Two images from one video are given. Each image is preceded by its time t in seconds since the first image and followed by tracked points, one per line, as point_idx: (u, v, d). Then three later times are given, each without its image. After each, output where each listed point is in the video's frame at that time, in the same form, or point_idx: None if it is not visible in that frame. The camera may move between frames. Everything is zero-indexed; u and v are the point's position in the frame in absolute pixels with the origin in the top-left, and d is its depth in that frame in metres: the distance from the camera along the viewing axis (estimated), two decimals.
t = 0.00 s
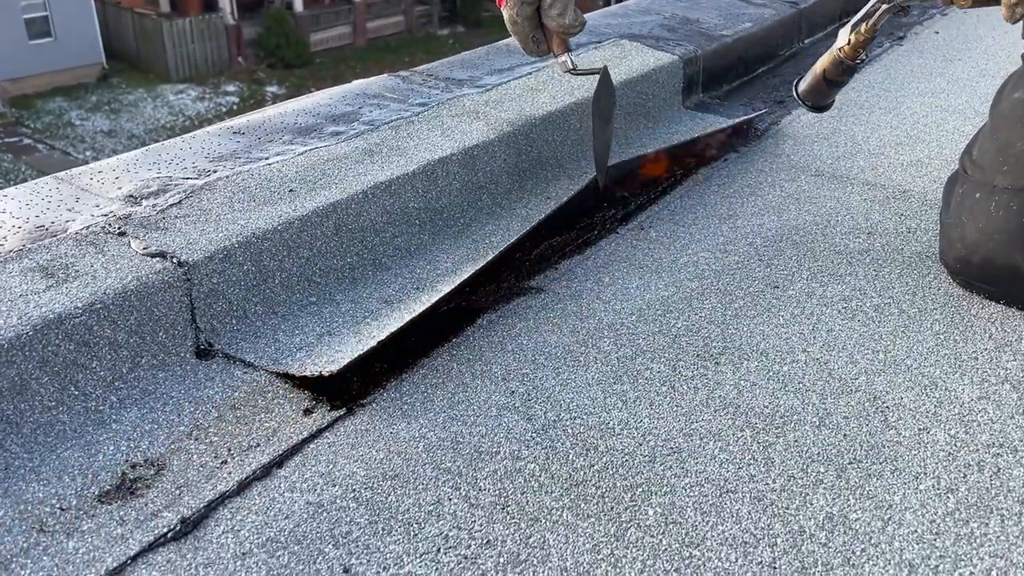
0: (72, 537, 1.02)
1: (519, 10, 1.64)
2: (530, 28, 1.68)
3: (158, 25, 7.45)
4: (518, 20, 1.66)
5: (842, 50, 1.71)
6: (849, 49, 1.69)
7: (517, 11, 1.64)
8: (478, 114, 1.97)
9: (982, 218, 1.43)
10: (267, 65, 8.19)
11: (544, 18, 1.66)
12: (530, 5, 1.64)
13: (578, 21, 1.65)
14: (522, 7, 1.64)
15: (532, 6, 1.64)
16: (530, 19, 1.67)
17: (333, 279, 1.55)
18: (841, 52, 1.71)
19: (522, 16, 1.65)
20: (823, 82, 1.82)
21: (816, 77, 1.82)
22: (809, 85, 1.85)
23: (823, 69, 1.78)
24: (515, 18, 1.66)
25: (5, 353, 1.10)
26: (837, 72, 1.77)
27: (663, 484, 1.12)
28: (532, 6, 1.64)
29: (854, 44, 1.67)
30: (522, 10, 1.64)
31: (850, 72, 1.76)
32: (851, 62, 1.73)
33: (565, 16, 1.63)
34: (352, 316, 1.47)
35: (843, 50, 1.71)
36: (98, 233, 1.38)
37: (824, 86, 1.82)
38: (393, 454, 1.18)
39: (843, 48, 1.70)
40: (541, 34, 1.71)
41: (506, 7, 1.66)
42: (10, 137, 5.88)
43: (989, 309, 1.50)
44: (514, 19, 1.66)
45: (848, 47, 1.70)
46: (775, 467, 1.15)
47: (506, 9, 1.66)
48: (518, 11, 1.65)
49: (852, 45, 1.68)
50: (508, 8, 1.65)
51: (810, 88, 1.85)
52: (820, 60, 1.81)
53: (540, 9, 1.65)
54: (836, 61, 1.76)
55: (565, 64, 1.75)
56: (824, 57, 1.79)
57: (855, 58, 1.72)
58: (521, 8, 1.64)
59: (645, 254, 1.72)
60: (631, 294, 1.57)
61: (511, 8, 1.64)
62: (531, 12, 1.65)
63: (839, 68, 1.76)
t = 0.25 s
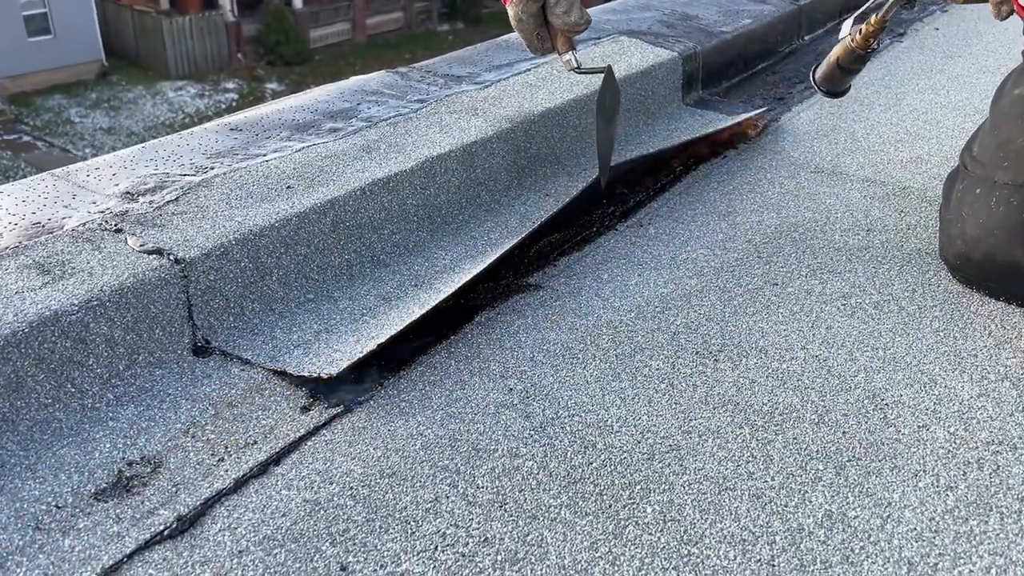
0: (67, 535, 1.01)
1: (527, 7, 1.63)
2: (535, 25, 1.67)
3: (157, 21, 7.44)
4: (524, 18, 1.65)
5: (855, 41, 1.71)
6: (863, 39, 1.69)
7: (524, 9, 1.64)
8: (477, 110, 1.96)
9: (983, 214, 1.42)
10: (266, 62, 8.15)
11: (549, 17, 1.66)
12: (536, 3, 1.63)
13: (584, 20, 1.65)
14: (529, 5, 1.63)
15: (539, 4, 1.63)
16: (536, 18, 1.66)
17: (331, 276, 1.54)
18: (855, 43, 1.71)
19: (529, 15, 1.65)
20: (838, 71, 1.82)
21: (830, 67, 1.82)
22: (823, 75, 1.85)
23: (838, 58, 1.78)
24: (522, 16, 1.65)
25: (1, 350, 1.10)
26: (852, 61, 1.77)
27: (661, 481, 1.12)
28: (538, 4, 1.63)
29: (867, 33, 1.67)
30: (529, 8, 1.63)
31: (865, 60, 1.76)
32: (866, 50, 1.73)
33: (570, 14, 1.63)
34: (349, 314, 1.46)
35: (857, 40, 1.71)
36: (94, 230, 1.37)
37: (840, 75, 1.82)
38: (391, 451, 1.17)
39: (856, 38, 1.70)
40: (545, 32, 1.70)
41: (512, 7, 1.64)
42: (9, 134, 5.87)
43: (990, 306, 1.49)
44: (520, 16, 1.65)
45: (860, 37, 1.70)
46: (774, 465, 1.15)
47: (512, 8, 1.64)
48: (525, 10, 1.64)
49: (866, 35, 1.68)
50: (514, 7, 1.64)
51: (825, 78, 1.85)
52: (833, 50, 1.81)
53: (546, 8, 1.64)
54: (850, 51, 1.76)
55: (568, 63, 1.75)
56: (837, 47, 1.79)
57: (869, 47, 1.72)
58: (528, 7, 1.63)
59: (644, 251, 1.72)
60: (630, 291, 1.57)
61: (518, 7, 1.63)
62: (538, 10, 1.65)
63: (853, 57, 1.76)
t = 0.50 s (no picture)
0: (66, 532, 1.01)
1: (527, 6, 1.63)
2: (535, 23, 1.67)
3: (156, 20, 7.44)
4: (525, 17, 1.65)
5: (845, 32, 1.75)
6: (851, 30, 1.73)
7: (525, 8, 1.63)
8: (476, 108, 1.96)
9: (982, 211, 1.42)
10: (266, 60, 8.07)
11: (549, 15, 1.65)
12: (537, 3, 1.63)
13: (584, 18, 1.65)
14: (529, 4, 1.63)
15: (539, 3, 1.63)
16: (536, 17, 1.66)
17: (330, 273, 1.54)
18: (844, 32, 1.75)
19: (529, 14, 1.64)
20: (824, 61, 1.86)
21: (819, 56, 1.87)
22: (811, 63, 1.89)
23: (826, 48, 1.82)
24: (522, 15, 1.65)
25: None
26: (839, 52, 1.81)
27: (660, 478, 1.12)
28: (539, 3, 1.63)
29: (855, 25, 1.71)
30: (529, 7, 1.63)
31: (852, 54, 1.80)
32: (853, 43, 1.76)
33: (570, 12, 1.63)
34: (349, 311, 1.46)
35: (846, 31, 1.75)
36: (93, 227, 1.37)
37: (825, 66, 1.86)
38: (390, 449, 1.17)
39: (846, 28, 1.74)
40: (545, 29, 1.69)
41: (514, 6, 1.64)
42: (8, 132, 5.86)
43: (989, 303, 1.49)
44: (520, 15, 1.64)
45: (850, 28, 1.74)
46: (773, 462, 1.15)
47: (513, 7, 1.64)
48: (525, 9, 1.63)
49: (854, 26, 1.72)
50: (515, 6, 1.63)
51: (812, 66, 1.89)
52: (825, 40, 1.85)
53: (546, 6, 1.64)
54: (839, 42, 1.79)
55: (569, 60, 1.75)
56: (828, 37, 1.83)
57: (857, 40, 1.76)
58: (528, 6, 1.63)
59: (644, 248, 1.71)
60: (629, 289, 1.57)
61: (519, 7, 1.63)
62: (538, 9, 1.64)
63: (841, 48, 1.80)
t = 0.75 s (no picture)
0: (65, 529, 1.01)
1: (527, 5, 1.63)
2: (535, 23, 1.67)
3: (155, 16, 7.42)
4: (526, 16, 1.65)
5: (845, 37, 1.69)
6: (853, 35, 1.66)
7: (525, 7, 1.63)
8: (476, 104, 1.95)
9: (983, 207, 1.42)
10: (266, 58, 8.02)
11: (549, 15, 1.65)
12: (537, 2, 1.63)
13: (584, 17, 1.64)
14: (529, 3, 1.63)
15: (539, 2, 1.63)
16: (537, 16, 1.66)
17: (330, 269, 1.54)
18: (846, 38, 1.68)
19: (530, 13, 1.64)
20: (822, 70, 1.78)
21: (814, 64, 1.79)
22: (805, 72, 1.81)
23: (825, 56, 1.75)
24: (523, 14, 1.65)
25: None
26: (839, 60, 1.74)
27: (660, 475, 1.12)
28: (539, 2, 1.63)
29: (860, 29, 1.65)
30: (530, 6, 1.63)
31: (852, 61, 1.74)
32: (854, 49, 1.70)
33: (570, 10, 1.62)
34: (348, 308, 1.46)
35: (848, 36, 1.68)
36: (92, 224, 1.37)
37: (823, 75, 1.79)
38: (390, 445, 1.17)
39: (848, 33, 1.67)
40: (547, 30, 1.69)
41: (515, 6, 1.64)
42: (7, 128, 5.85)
43: (989, 299, 1.49)
44: (521, 14, 1.65)
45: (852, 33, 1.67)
46: (773, 458, 1.15)
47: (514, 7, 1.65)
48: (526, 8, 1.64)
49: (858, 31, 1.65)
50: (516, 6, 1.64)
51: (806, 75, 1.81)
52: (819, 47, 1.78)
53: (546, 6, 1.64)
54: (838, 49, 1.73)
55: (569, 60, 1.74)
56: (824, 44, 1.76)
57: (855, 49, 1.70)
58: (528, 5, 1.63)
59: (644, 244, 1.71)
60: (629, 285, 1.56)
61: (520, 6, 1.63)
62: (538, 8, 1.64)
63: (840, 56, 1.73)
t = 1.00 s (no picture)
0: (61, 527, 1.01)
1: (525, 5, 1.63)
2: (535, 23, 1.67)
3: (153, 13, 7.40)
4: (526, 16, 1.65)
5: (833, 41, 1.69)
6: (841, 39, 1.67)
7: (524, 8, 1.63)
8: (474, 101, 1.95)
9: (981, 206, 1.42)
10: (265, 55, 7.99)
11: (548, 15, 1.65)
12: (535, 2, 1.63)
13: (583, 17, 1.63)
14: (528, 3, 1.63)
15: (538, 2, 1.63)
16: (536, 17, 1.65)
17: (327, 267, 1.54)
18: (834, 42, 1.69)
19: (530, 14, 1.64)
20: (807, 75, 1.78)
21: (800, 69, 1.78)
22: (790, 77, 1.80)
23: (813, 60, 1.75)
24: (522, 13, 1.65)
25: None
26: (826, 64, 1.74)
27: (657, 472, 1.12)
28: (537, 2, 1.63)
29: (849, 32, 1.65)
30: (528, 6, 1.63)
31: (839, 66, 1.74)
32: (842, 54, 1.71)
33: (569, 11, 1.62)
34: (346, 306, 1.45)
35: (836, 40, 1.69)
36: (89, 221, 1.36)
37: (809, 79, 1.78)
38: (387, 443, 1.17)
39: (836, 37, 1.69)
40: (546, 32, 1.69)
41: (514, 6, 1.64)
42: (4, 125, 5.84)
43: (988, 297, 1.49)
44: (520, 15, 1.65)
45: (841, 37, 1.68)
46: (770, 456, 1.14)
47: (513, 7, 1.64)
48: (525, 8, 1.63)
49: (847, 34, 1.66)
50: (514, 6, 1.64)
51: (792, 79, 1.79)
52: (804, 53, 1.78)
53: (545, 7, 1.64)
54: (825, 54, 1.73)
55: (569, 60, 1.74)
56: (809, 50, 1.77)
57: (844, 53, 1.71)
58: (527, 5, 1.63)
59: (642, 242, 1.71)
60: (627, 282, 1.56)
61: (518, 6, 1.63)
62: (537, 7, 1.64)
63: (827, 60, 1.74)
